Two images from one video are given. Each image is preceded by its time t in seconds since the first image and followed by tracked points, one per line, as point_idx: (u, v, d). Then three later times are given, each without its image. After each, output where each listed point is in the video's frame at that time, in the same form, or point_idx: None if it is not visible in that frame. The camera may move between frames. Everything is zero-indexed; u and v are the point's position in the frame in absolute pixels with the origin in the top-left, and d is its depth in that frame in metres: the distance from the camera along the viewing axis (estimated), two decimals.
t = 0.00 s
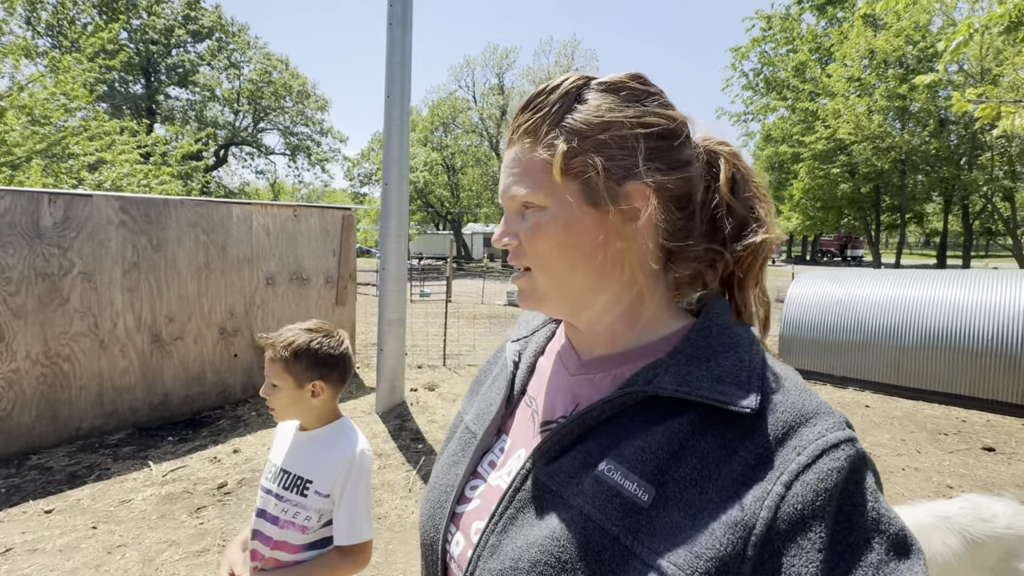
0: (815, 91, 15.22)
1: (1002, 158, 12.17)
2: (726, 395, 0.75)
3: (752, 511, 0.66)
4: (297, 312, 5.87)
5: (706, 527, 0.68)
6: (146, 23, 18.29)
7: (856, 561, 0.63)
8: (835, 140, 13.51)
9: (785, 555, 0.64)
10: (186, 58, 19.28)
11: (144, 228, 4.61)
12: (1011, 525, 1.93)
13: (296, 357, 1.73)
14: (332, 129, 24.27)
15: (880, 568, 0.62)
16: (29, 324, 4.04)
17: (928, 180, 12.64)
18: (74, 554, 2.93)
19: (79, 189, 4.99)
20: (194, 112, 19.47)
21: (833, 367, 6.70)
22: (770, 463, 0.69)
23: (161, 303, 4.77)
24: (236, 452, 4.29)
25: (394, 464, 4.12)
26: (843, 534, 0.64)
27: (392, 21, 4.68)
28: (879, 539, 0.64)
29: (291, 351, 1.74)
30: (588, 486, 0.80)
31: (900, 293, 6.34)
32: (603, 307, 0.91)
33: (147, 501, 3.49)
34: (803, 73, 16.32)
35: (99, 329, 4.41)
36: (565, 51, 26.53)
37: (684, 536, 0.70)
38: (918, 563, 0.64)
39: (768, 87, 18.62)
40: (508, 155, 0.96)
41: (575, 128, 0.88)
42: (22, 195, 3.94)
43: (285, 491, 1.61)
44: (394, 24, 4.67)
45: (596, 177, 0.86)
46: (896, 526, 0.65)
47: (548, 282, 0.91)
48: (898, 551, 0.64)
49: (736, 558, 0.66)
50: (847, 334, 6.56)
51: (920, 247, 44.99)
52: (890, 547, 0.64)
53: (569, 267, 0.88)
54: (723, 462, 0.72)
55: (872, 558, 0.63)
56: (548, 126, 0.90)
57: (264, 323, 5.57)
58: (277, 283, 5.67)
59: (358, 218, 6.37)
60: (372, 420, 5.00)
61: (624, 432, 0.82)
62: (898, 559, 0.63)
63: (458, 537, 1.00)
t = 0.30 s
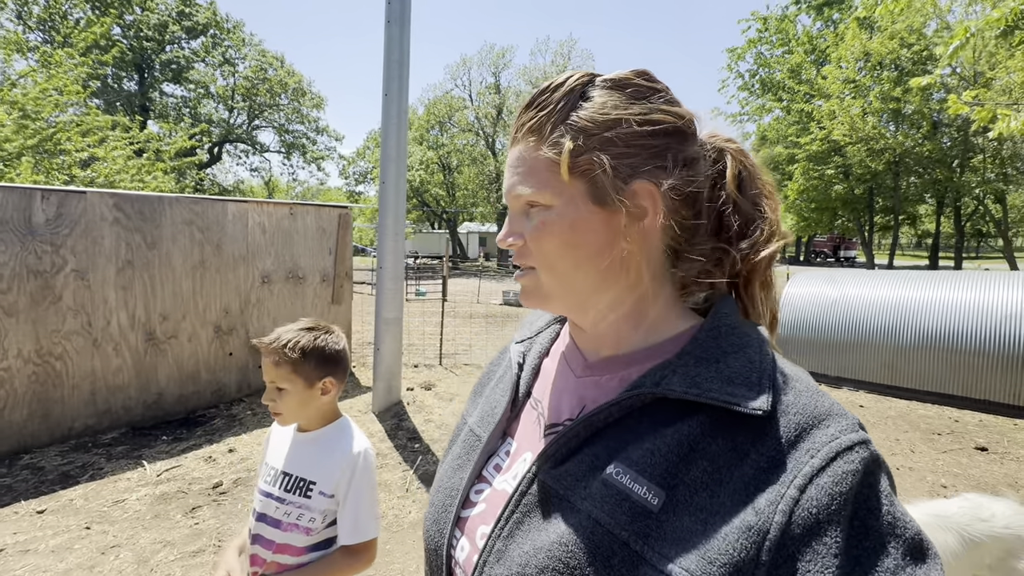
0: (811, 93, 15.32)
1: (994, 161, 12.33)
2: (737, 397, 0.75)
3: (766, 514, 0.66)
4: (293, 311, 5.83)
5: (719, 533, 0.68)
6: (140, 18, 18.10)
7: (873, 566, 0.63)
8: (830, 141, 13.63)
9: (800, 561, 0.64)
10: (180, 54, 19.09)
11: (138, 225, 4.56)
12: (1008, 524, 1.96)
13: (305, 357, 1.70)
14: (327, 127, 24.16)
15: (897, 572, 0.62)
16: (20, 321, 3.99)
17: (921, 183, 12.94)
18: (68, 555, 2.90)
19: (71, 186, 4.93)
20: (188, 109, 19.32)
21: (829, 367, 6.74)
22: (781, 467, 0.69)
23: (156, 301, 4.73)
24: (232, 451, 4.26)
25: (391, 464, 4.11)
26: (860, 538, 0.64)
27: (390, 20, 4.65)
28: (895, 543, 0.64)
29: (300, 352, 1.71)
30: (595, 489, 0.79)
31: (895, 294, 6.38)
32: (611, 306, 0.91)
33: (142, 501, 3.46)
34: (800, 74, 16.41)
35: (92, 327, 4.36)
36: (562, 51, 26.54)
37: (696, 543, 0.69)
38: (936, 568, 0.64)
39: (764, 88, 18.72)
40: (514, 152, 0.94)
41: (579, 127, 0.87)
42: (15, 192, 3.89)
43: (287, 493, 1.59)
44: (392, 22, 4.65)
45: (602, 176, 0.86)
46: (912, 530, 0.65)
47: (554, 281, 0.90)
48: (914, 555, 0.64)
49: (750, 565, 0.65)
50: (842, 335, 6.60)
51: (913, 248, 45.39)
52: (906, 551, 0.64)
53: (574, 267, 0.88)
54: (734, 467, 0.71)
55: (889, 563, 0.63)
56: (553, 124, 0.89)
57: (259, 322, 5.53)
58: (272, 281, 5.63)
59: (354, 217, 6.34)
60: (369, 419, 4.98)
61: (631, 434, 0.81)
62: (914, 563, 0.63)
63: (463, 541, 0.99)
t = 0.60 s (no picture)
0: (812, 93, 15.32)
1: (994, 163, 12.26)
2: (745, 395, 0.75)
3: (776, 514, 0.65)
4: (292, 307, 5.82)
5: (729, 532, 0.67)
6: (139, 12, 17.99)
7: (883, 566, 0.63)
8: (830, 142, 13.69)
9: (810, 561, 0.64)
10: (180, 48, 18.99)
11: (137, 220, 4.55)
12: (1005, 524, 1.96)
13: (315, 352, 1.72)
14: (327, 123, 24.09)
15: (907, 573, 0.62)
16: (18, 315, 3.97)
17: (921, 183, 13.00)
18: (66, 549, 2.89)
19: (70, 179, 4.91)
20: (187, 103, 19.24)
21: (827, 367, 6.74)
22: (792, 466, 0.68)
23: (154, 296, 4.72)
24: (230, 447, 4.25)
25: (389, 461, 4.10)
26: (871, 538, 0.64)
27: (392, 15, 4.63)
28: (906, 544, 0.64)
29: (309, 346, 1.72)
30: (602, 489, 0.79)
31: (894, 295, 6.39)
32: (622, 304, 0.90)
33: (140, 496, 3.46)
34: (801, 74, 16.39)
35: (91, 321, 4.34)
36: (563, 48, 26.49)
37: (704, 542, 0.69)
38: (946, 568, 0.64)
39: (765, 88, 18.72)
40: (524, 147, 0.93)
41: (594, 122, 0.87)
42: (13, 185, 3.87)
43: (288, 491, 1.59)
44: (393, 18, 4.63)
45: (616, 173, 0.85)
46: (922, 531, 0.65)
47: (565, 277, 0.89)
48: (925, 557, 0.64)
49: (759, 564, 0.65)
50: (841, 335, 6.61)
51: (912, 249, 45.52)
52: (916, 552, 0.64)
53: (587, 264, 0.87)
54: (743, 466, 0.71)
55: (899, 563, 0.63)
56: (565, 121, 0.88)
57: (258, 318, 5.53)
58: (272, 277, 5.62)
59: (354, 213, 6.32)
60: (368, 415, 4.97)
61: (638, 432, 0.81)
62: (925, 565, 0.63)
63: (468, 541, 0.99)
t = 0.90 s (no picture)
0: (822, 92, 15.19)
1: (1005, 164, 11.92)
2: (751, 399, 0.74)
3: (782, 520, 0.65)
4: (296, 300, 5.84)
5: (733, 538, 0.67)
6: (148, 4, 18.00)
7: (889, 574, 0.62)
8: (839, 141, 13.72)
9: (815, 569, 0.64)
10: (188, 40, 18.99)
11: (144, 211, 4.56)
12: (1008, 529, 1.95)
13: (326, 344, 1.72)
14: (333, 117, 24.08)
15: None
16: (26, 305, 4.00)
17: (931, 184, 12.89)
18: (71, 537, 2.92)
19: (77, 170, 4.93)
20: (195, 96, 19.26)
21: (831, 367, 6.71)
22: (797, 472, 0.68)
23: (160, 287, 4.74)
24: (234, 439, 4.28)
25: (391, 455, 4.12)
26: (877, 547, 0.63)
27: (399, 9, 4.61)
28: (913, 553, 0.63)
29: (321, 336, 1.73)
30: (606, 492, 0.78)
31: (902, 297, 6.32)
32: (631, 305, 0.90)
33: (144, 486, 3.48)
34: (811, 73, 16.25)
35: (97, 312, 4.37)
36: (571, 45, 26.38)
37: (709, 547, 0.68)
38: None
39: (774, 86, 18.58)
40: (534, 144, 0.91)
41: (608, 121, 0.86)
42: (22, 175, 3.89)
43: (291, 485, 1.59)
44: (401, 11, 4.61)
45: (631, 172, 0.84)
46: (931, 541, 0.64)
47: (576, 277, 0.87)
48: (932, 566, 0.63)
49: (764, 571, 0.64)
50: (846, 337, 6.57)
51: (919, 251, 45.23)
52: (925, 562, 0.63)
53: (598, 265, 0.86)
54: (749, 470, 0.71)
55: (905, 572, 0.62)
56: (577, 119, 0.87)
57: (262, 311, 5.55)
58: (277, 271, 5.64)
59: (359, 207, 6.33)
60: (370, 409, 4.99)
61: (642, 435, 0.81)
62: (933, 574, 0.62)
63: (469, 541, 0.99)
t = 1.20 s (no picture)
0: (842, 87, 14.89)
1: None
2: (755, 391, 0.74)
3: (784, 511, 0.65)
4: (307, 288, 5.90)
5: (735, 529, 0.67)
6: None
7: (889, 565, 0.63)
8: (858, 138, 13.33)
9: (815, 558, 0.64)
10: (205, 28, 19.11)
11: (160, 197, 4.63)
12: (1014, 534, 1.93)
13: (340, 330, 1.75)
14: (347, 107, 24.13)
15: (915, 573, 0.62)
16: (46, 287, 4.10)
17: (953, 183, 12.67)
18: (87, 513, 3.01)
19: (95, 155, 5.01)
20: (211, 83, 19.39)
21: (842, 369, 6.63)
22: (799, 464, 0.68)
23: (175, 273, 4.82)
24: (245, 423, 4.36)
25: (397, 443, 4.17)
26: (879, 537, 0.64)
27: None
28: (912, 544, 0.63)
29: (336, 322, 1.76)
30: (609, 482, 0.79)
31: (917, 300, 6.23)
32: (638, 298, 0.90)
33: (157, 466, 3.57)
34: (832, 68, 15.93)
35: (114, 295, 4.47)
36: (586, 37, 26.14)
37: (711, 537, 0.69)
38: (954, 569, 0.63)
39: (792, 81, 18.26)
40: (542, 135, 0.91)
41: (617, 112, 0.85)
42: (42, 159, 3.97)
43: (301, 466, 1.63)
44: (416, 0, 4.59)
45: (640, 165, 0.84)
46: (932, 533, 0.64)
47: (582, 268, 0.88)
48: (933, 558, 0.63)
49: (764, 561, 0.65)
50: (858, 338, 6.49)
51: (937, 252, 44.41)
52: (925, 554, 0.63)
53: (605, 257, 0.86)
54: (752, 461, 0.71)
55: (905, 563, 0.62)
56: (586, 110, 0.87)
57: (274, 298, 5.62)
58: (289, 259, 5.69)
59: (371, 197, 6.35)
60: (378, 398, 5.04)
61: (646, 427, 0.81)
62: (934, 566, 0.62)
63: (474, 531, 1.00)
